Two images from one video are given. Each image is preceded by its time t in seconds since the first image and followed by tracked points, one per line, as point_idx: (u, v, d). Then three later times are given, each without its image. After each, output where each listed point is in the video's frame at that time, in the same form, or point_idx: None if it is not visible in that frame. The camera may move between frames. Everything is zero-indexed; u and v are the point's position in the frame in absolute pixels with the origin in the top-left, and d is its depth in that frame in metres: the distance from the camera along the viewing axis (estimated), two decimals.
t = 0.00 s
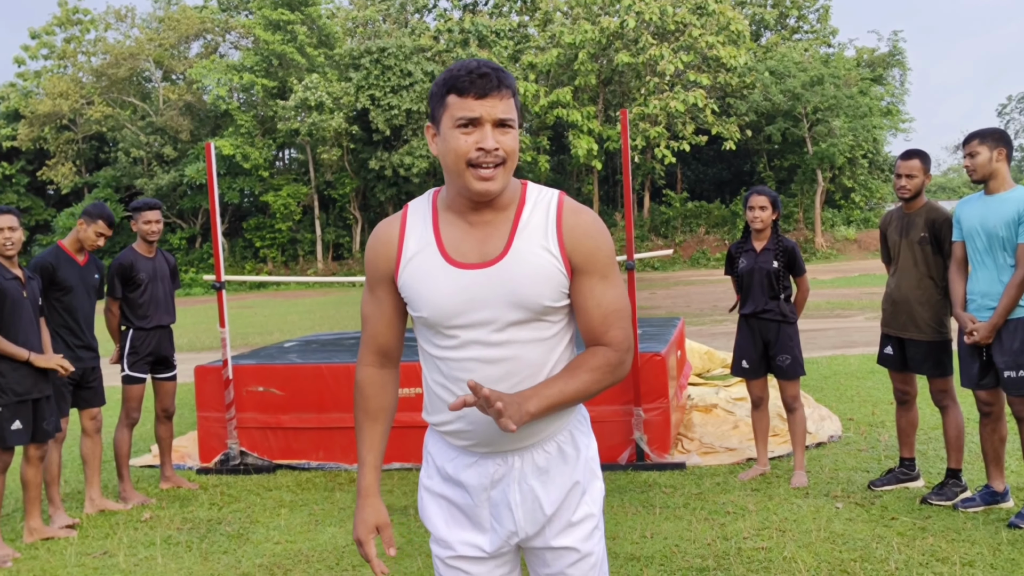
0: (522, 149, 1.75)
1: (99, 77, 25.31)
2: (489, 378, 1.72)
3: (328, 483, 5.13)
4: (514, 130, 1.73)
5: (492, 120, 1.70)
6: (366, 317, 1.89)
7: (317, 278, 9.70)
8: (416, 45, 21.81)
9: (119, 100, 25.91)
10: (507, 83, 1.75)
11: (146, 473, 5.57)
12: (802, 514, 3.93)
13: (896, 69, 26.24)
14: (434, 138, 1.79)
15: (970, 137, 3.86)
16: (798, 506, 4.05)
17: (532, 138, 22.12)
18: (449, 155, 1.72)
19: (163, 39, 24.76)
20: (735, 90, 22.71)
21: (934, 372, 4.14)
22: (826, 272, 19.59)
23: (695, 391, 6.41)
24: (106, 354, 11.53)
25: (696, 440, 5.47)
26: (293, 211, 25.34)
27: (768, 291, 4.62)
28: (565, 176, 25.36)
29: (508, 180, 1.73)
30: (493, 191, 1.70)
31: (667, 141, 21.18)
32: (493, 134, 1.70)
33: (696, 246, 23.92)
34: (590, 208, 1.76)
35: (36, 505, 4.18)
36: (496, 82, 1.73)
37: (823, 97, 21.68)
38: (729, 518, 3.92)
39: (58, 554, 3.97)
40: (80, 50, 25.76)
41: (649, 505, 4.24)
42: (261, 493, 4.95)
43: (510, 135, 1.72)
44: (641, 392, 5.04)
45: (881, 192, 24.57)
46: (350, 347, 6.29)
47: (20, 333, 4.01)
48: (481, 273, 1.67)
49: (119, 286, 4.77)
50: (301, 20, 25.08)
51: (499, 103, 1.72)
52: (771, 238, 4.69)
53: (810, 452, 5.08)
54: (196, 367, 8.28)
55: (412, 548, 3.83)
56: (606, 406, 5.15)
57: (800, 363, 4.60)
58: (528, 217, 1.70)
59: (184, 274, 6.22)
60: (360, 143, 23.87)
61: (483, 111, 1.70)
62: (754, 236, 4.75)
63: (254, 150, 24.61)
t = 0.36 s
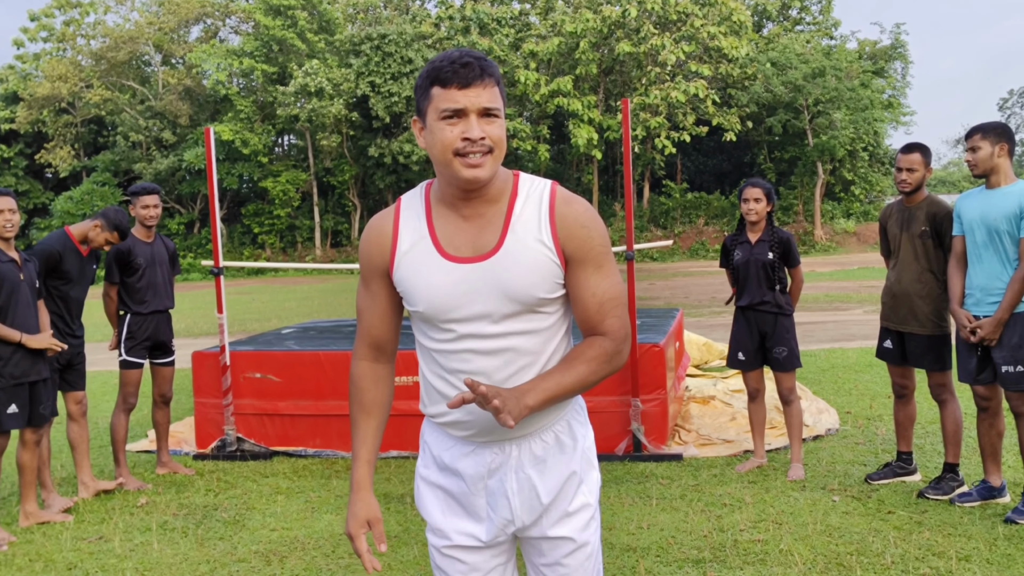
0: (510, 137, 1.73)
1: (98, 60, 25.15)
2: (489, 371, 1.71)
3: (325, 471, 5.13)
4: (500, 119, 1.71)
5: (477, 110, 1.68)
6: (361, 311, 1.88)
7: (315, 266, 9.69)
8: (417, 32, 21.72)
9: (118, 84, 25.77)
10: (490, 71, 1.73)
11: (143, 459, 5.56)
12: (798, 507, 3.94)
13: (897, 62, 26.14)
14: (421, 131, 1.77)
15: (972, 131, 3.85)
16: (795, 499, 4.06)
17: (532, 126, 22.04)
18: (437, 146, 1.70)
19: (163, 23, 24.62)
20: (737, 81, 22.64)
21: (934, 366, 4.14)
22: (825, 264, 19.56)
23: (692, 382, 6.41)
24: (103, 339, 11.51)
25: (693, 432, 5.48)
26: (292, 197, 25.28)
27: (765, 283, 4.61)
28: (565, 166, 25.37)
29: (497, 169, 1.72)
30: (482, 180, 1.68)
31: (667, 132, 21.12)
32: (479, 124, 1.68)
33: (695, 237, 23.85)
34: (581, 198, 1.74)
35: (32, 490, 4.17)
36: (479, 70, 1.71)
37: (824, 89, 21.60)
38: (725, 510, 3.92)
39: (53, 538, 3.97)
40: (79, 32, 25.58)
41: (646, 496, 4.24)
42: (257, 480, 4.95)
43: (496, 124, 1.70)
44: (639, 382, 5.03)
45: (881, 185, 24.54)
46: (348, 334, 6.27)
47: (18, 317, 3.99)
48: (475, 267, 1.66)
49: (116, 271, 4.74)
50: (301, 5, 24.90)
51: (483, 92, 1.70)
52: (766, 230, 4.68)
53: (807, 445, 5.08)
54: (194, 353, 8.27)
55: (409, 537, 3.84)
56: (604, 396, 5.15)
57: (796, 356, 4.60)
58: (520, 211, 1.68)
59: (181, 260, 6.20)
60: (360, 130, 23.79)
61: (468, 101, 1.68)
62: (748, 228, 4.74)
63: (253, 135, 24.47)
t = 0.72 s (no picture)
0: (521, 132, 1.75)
1: (107, 62, 25.27)
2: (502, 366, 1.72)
3: (333, 470, 5.16)
4: (512, 116, 1.73)
5: (490, 106, 1.71)
6: (371, 311, 1.89)
7: (322, 266, 9.74)
8: (424, 33, 21.74)
9: (127, 85, 25.89)
10: (502, 68, 1.75)
11: (152, 459, 5.60)
12: (806, 507, 3.93)
13: (906, 62, 26.04)
14: (434, 129, 1.79)
15: (981, 130, 3.84)
16: (802, 499, 4.06)
17: (539, 127, 22.04)
18: (451, 143, 1.71)
19: (172, 24, 24.72)
20: (744, 81, 22.61)
21: (941, 366, 4.14)
22: (832, 265, 19.51)
23: (700, 382, 6.41)
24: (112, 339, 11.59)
25: (701, 432, 5.48)
26: (300, 197, 25.37)
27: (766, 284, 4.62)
28: (573, 166, 25.39)
29: (509, 166, 1.74)
30: (495, 176, 1.70)
31: (674, 132, 21.07)
32: (492, 120, 1.70)
33: (703, 237, 23.79)
34: (592, 196, 1.76)
35: (43, 489, 4.21)
36: (491, 67, 1.74)
37: (832, 88, 21.55)
38: (733, 510, 3.93)
39: (63, 537, 4.00)
40: (88, 34, 25.70)
41: (653, 496, 4.25)
42: (266, 480, 4.98)
43: (508, 120, 1.72)
44: (646, 382, 5.04)
45: (889, 185, 24.45)
46: (356, 334, 6.29)
47: (30, 319, 4.04)
48: (488, 262, 1.67)
49: (126, 274, 4.81)
50: (309, 6, 24.98)
51: (495, 88, 1.72)
52: (767, 231, 4.69)
53: (815, 445, 5.08)
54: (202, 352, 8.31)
55: (417, 536, 3.85)
56: (612, 396, 5.15)
57: (795, 356, 4.61)
58: (533, 207, 1.70)
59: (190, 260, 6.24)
60: (368, 131, 23.86)
61: (481, 97, 1.70)
62: (750, 229, 4.74)
63: (261, 136, 24.58)
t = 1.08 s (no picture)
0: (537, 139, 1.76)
1: (113, 65, 25.35)
2: (510, 371, 1.73)
3: (338, 473, 5.17)
4: (529, 121, 1.74)
5: (507, 112, 1.71)
6: (380, 313, 1.89)
7: (326, 269, 9.73)
8: (429, 36, 21.76)
9: (133, 88, 25.97)
10: (520, 74, 1.76)
11: (157, 461, 5.61)
12: (811, 510, 3.93)
13: (912, 64, 25.98)
14: (451, 133, 1.79)
15: (990, 131, 3.83)
16: (808, 502, 4.05)
17: (544, 129, 22.07)
18: (468, 146, 1.72)
19: (178, 27, 24.78)
20: (750, 84, 22.55)
21: (947, 369, 4.13)
22: (838, 268, 19.49)
23: (705, 386, 6.40)
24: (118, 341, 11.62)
25: (706, 435, 5.47)
26: (305, 200, 25.43)
27: (767, 287, 4.62)
28: (578, 169, 25.40)
29: (523, 173, 1.74)
30: (511, 184, 1.70)
31: (680, 134, 21.05)
32: (509, 126, 1.71)
33: (708, 240, 23.92)
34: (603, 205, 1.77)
35: (49, 492, 4.23)
36: (509, 72, 1.74)
37: (837, 91, 21.50)
38: (738, 513, 3.92)
39: (69, 539, 4.02)
40: (94, 37, 25.80)
41: (658, 499, 4.25)
42: (271, 483, 4.99)
43: (526, 127, 1.72)
44: (652, 385, 5.03)
45: (895, 188, 24.40)
46: (360, 337, 6.30)
47: (36, 323, 4.05)
48: (499, 268, 1.68)
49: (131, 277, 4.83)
50: (315, 9, 25.07)
51: (513, 94, 1.72)
52: (770, 235, 4.67)
53: (820, 449, 5.07)
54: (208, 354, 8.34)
55: (421, 539, 3.86)
56: (616, 399, 5.15)
57: (793, 360, 4.59)
58: (545, 214, 1.71)
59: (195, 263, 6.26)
60: (373, 134, 23.92)
61: (499, 103, 1.71)
62: (753, 233, 4.74)
63: (267, 139, 24.67)
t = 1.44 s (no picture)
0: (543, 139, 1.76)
1: (112, 64, 25.36)
2: (510, 369, 1.73)
3: (337, 473, 5.16)
4: (535, 122, 1.74)
5: (515, 110, 1.71)
6: (380, 311, 1.88)
7: (327, 270, 9.71)
8: (429, 36, 21.72)
9: (133, 88, 25.96)
10: (531, 74, 1.76)
11: (156, 461, 5.61)
12: (810, 511, 3.93)
13: (911, 65, 25.98)
14: (458, 129, 1.80)
15: (993, 130, 3.83)
16: (807, 502, 4.06)
17: (544, 130, 22.08)
18: (474, 143, 1.72)
19: (177, 27, 24.76)
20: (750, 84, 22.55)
21: (946, 370, 4.13)
22: (837, 268, 19.51)
23: (704, 387, 6.40)
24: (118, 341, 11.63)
25: (705, 436, 5.48)
26: (304, 200, 25.43)
27: (765, 288, 4.62)
28: (577, 169, 25.39)
29: (527, 172, 1.75)
30: (514, 182, 1.71)
31: (679, 135, 21.04)
32: (516, 125, 1.71)
33: (707, 241, 23.96)
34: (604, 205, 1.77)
35: (48, 491, 4.23)
36: (520, 72, 1.74)
37: (837, 92, 21.49)
38: (737, 514, 3.92)
39: (68, 539, 4.02)
40: (94, 37, 25.82)
41: (657, 499, 4.25)
42: (270, 483, 4.99)
43: (532, 127, 1.73)
44: (651, 386, 5.04)
45: (894, 189, 24.39)
46: (360, 337, 6.30)
47: (36, 322, 4.04)
48: (499, 264, 1.68)
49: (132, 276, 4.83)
50: (315, 9, 25.11)
51: (523, 94, 1.73)
52: (771, 236, 4.67)
53: (820, 449, 5.07)
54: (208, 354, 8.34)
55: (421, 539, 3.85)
56: (615, 399, 5.15)
57: (792, 361, 4.58)
58: (545, 210, 1.71)
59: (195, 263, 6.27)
60: (372, 134, 23.94)
61: (508, 101, 1.71)
62: (756, 233, 4.75)
63: (266, 139, 24.67)
